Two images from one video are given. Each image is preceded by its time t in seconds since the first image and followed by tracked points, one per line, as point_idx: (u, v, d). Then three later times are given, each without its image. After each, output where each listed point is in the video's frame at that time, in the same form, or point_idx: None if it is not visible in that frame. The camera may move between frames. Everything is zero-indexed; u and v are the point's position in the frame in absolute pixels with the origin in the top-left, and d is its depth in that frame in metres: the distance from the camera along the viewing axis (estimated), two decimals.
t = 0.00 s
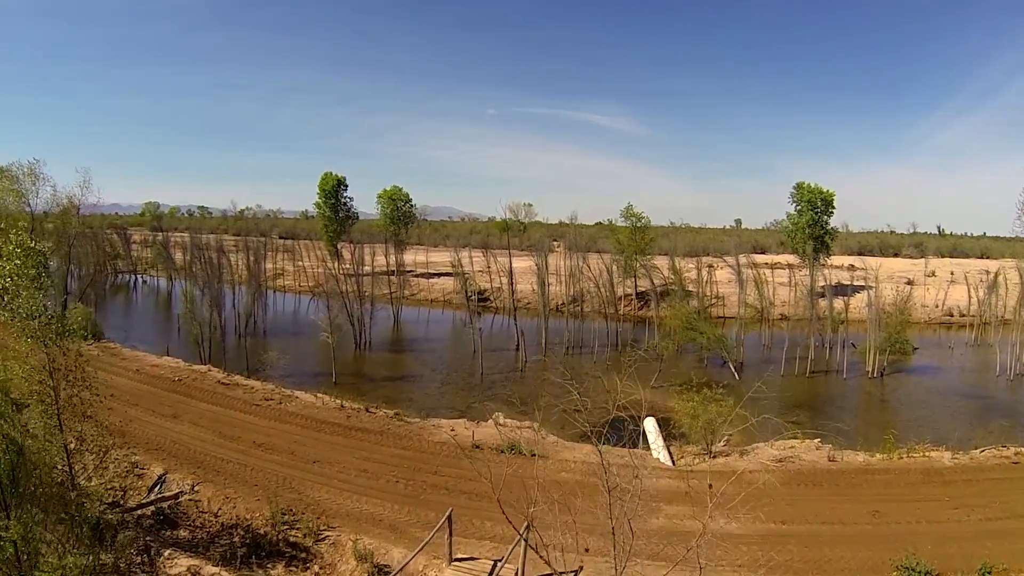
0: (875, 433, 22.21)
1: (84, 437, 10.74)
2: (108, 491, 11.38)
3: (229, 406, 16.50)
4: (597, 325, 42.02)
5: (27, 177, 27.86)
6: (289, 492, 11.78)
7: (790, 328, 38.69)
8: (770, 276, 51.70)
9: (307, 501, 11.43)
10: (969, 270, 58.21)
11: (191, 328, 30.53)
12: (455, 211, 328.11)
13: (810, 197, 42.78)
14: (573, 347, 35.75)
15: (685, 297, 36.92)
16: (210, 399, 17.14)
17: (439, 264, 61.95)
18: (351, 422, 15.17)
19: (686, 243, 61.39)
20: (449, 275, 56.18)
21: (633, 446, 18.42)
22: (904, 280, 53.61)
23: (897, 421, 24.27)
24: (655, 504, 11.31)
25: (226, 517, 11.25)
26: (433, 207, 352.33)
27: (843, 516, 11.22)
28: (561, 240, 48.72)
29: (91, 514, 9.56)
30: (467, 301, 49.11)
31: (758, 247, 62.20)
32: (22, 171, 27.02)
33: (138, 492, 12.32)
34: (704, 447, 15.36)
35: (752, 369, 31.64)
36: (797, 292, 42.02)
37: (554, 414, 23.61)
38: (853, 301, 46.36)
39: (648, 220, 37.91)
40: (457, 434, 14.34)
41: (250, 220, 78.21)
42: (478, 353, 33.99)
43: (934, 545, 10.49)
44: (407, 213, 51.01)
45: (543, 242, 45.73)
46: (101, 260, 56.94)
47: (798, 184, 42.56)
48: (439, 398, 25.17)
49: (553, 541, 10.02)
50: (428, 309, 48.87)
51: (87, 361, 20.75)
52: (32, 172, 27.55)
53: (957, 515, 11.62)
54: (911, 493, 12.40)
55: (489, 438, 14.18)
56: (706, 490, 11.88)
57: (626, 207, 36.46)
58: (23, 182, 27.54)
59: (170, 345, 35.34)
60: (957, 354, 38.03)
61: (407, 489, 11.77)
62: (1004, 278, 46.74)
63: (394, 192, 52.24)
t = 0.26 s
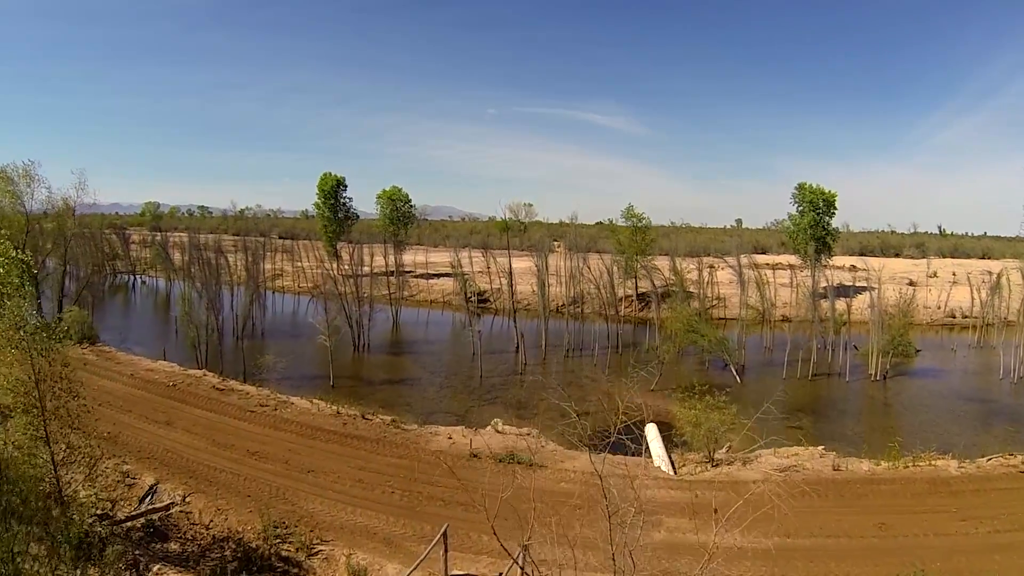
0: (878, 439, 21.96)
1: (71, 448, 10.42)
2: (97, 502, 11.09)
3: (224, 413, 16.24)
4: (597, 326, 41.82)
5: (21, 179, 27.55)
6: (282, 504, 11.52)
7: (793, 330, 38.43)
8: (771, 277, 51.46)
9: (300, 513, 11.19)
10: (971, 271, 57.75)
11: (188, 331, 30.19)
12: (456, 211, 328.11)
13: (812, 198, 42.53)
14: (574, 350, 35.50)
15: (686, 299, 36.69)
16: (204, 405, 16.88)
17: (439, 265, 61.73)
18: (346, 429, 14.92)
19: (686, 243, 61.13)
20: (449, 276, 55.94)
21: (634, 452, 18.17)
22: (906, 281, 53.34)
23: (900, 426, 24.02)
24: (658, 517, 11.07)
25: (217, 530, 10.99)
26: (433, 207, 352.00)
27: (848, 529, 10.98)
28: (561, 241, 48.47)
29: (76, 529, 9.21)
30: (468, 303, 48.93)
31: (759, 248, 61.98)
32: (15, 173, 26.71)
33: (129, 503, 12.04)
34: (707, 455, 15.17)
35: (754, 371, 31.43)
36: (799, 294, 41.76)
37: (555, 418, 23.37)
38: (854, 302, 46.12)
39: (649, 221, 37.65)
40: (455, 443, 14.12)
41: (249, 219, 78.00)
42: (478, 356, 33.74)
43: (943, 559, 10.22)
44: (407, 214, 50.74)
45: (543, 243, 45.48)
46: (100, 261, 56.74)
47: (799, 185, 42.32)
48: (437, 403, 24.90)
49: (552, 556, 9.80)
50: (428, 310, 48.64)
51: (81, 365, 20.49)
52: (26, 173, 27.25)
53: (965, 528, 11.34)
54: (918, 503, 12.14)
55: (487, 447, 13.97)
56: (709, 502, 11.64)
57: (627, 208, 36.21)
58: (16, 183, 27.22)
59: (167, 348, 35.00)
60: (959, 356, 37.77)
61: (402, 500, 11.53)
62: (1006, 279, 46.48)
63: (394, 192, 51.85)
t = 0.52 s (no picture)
0: (881, 445, 21.72)
1: (58, 460, 10.14)
2: (86, 514, 10.75)
3: (217, 420, 15.99)
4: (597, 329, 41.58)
5: (15, 180, 27.28)
6: (275, 517, 11.26)
7: (794, 332, 38.16)
8: (772, 279, 51.20)
9: (293, 526, 10.93)
10: (973, 273, 57.48)
11: (185, 335, 29.82)
12: (456, 211, 327.93)
13: (814, 199, 42.25)
14: (574, 353, 35.25)
15: (687, 302, 36.42)
16: (198, 412, 16.62)
17: (439, 266, 61.47)
18: (341, 437, 14.66)
19: (687, 244, 60.87)
20: (448, 277, 55.66)
21: (634, 459, 17.90)
22: (908, 282, 53.07)
23: (903, 432, 23.77)
24: (659, 530, 10.81)
25: (209, 544, 10.71)
26: (433, 207, 351.68)
27: (853, 543, 10.72)
28: (561, 242, 48.19)
29: (58, 549, 8.90)
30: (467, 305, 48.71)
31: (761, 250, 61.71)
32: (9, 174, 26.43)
33: (119, 514, 11.71)
34: (709, 464, 14.90)
35: (755, 375, 31.18)
36: (801, 297, 41.51)
37: (555, 422, 23.10)
38: (857, 304, 45.83)
39: (650, 222, 37.37)
40: (452, 452, 13.86)
41: (248, 220, 77.70)
42: (477, 359, 33.52)
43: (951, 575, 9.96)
44: (406, 215, 50.43)
45: (543, 244, 45.20)
46: (98, 262, 56.48)
47: (801, 186, 42.05)
48: (436, 408, 24.59)
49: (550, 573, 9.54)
50: (427, 312, 48.37)
51: (74, 371, 20.16)
52: (21, 175, 26.98)
53: (973, 542, 11.07)
54: (924, 515, 11.88)
55: (485, 456, 13.71)
56: (711, 515, 11.38)
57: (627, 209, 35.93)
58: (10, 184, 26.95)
59: (164, 350, 34.62)
60: (962, 360, 37.48)
61: (398, 513, 11.28)
62: (1008, 280, 46.24)
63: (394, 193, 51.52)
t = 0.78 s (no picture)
0: (883, 451, 21.45)
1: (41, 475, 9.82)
2: (71, 530, 10.43)
3: (209, 429, 15.68)
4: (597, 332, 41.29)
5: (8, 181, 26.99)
6: (266, 532, 10.97)
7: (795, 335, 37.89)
8: (772, 280, 50.92)
9: (284, 542, 10.63)
10: (975, 274, 57.20)
11: (179, 338, 29.48)
12: (455, 211, 327.59)
13: (814, 200, 41.93)
14: (573, 356, 34.98)
15: (687, 305, 36.15)
16: (190, 421, 16.31)
17: (437, 267, 61.17)
18: (335, 447, 14.39)
19: (687, 245, 60.55)
20: (446, 279, 55.32)
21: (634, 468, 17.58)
22: (908, 284, 52.78)
23: (906, 437, 23.49)
24: (660, 547, 10.52)
25: (197, 561, 10.40)
26: (433, 207, 351.30)
27: (860, 560, 10.43)
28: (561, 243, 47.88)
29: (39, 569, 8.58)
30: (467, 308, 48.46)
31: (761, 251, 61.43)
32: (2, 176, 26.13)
33: (107, 528, 11.36)
34: (710, 474, 14.60)
35: (756, 379, 30.91)
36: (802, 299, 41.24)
37: (553, 429, 22.79)
38: (858, 305, 45.52)
39: (650, 224, 37.03)
40: (448, 463, 13.58)
41: (246, 221, 77.34)
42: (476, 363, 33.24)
43: None
44: (404, 216, 50.07)
45: (542, 245, 44.91)
46: (95, 263, 56.14)
47: (802, 187, 41.74)
48: (433, 413, 24.25)
49: None
50: (425, 314, 48.04)
51: (66, 377, 19.86)
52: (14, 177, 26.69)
53: (982, 557, 10.78)
54: (931, 529, 11.59)
55: (481, 468, 13.40)
56: (713, 530, 11.09)
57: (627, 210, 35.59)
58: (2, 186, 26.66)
59: (160, 354, 34.25)
60: (964, 362, 37.20)
61: (391, 528, 10.99)
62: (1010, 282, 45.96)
63: (392, 194, 51.15)
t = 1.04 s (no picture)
0: (886, 457, 21.18)
1: (27, 489, 9.55)
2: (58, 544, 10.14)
3: (203, 438, 15.41)
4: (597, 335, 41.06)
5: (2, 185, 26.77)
6: (258, 547, 10.70)
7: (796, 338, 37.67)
8: (773, 281, 50.66)
9: (277, 557, 10.36)
10: (976, 274, 56.93)
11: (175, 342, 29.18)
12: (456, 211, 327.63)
13: (816, 202, 41.64)
14: (573, 359, 34.74)
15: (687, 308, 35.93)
16: (183, 429, 16.04)
17: (437, 268, 60.94)
18: (330, 457, 14.14)
19: (687, 246, 60.28)
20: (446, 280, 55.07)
21: (634, 477, 17.31)
22: (910, 285, 52.51)
23: (909, 442, 23.22)
24: (662, 563, 10.27)
25: None
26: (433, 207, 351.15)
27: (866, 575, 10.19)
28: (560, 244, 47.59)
29: None
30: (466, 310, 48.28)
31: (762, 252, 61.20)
32: None
33: (96, 542, 11.07)
34: (712, 484, 14.32)
35: (757, 382, 30.67)
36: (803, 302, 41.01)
37: (553, 434, 22.53)
38: (860, 307, 45.25)
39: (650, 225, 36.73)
40: (445, 474, 13.32)
41: (245, 221, 77.03)
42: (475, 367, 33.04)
43: None
44: (403, 217, 49.75)
45: (542, 247, 44.62)
46: (93, 264, 55.92)
47: (803, 189, 41.49)
48: (431, 419, 23.97)
49: None
50: (424, 316, 47.81)
51: (59, 383, 19.58)
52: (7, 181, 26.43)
53: (992, 573, 10.52)
54: (939, 543, 11.34)
55: (479, 479, 13.13)
56: (716, 544, 10.84)
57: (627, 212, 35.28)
58: None
59: (156, 357, 33.95)
60: (966, 365, 36.96)
61: (387, 542, 10.72)
62: (1012, 284, 45.69)
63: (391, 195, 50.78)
